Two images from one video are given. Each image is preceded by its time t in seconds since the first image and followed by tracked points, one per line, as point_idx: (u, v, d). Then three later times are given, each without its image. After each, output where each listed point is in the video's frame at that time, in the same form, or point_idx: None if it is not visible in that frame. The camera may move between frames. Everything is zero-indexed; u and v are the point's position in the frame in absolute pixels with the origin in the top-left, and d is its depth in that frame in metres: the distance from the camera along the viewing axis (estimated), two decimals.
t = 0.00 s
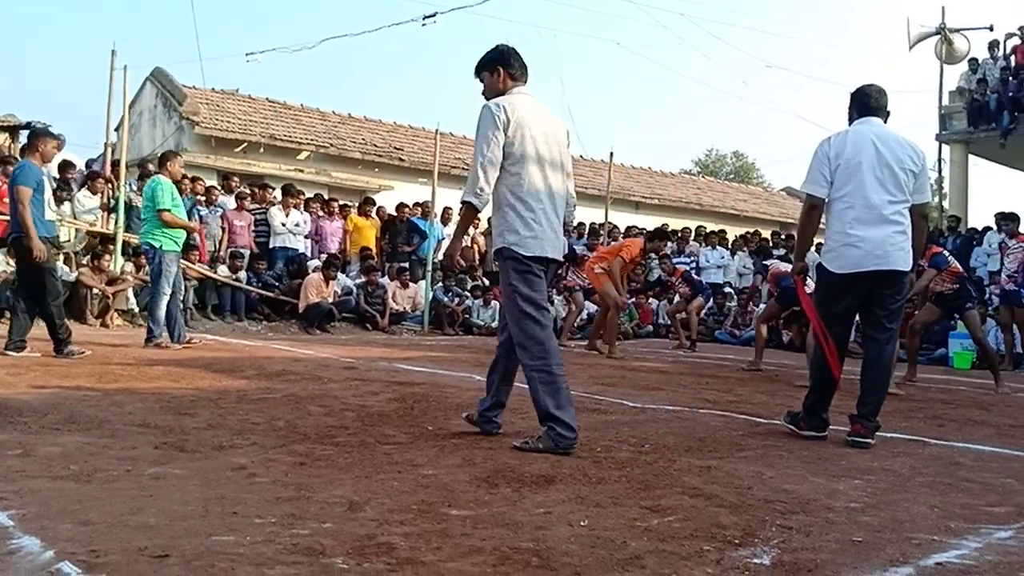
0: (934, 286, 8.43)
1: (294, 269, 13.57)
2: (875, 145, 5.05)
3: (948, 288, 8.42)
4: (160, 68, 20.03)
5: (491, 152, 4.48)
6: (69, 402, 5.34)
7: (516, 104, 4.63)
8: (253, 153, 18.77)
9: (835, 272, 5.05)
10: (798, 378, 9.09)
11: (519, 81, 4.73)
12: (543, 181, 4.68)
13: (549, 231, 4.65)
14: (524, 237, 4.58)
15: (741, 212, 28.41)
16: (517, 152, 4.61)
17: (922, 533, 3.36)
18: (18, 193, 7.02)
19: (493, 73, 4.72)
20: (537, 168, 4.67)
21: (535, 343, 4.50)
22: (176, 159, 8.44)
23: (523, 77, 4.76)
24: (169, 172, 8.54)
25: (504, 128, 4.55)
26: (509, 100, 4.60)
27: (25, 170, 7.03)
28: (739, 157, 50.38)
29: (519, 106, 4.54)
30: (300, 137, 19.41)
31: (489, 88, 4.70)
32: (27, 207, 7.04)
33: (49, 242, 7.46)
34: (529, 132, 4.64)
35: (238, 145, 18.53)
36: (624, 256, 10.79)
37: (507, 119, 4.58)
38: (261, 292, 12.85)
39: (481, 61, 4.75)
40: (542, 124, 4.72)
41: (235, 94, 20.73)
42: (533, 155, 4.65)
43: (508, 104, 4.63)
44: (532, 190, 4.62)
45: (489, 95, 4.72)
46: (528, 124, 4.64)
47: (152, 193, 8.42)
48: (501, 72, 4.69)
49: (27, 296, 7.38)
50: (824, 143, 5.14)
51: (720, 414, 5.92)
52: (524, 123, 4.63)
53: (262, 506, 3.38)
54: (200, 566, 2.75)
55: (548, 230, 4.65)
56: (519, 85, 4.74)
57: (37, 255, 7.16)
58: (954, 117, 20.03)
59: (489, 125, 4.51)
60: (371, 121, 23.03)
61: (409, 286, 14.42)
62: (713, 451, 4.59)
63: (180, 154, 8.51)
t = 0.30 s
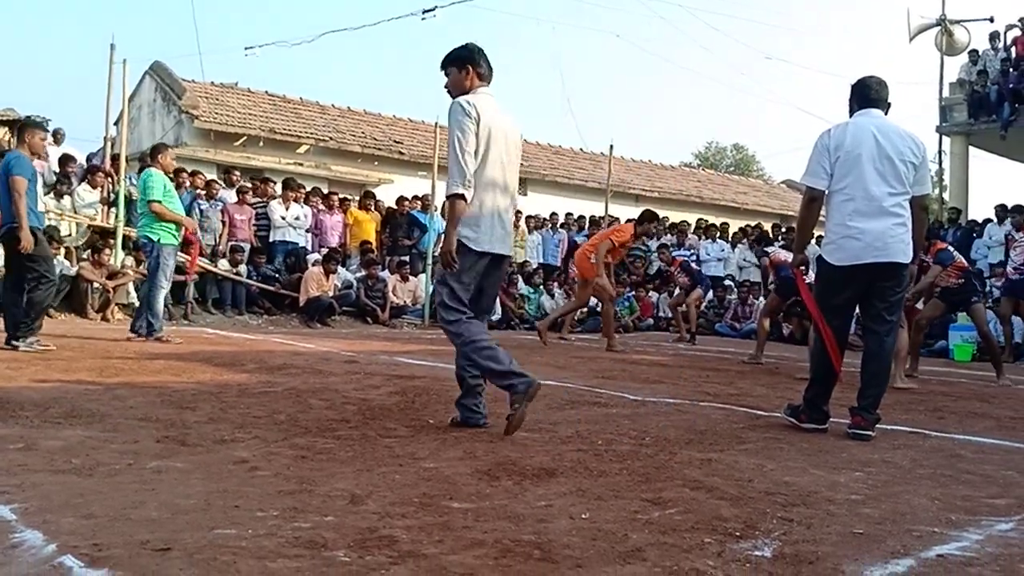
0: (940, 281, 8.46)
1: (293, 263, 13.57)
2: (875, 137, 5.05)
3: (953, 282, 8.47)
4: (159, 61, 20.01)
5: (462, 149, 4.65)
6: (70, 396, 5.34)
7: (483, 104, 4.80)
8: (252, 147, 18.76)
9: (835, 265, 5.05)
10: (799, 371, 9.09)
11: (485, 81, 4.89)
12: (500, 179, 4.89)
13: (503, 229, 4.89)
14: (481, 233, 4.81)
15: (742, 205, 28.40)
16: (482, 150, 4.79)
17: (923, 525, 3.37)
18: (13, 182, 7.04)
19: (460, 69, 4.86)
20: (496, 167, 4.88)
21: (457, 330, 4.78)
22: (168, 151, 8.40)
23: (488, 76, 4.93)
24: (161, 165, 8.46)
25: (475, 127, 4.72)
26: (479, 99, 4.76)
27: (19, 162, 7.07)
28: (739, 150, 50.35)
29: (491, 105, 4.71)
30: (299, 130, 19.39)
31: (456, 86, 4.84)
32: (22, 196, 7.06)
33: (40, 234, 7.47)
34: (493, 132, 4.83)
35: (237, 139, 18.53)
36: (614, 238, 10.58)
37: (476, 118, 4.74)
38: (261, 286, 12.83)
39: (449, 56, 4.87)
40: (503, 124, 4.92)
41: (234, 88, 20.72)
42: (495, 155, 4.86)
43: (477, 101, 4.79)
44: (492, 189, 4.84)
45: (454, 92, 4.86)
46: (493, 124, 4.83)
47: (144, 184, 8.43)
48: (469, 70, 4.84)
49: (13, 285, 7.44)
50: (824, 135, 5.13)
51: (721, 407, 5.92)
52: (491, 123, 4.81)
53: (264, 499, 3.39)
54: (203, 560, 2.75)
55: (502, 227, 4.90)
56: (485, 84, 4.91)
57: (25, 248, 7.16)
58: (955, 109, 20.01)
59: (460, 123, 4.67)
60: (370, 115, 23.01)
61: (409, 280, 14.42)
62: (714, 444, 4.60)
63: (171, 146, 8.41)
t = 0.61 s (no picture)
0: (941, 271, 8.43)
1: (292, 256, 13.56)
2: (876, 128, 5.04)
3: (954, 272, 8.46)
4: (158, 53, 19.97)
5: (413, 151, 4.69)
6: (71, 390, 5.35)
7: (435, 104, 4.83)
8: (252, 140, 18.74)
9: (836, 256, 5.05)
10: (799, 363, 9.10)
11: (437, 81, 4.91)
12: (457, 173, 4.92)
13: (461, 224, 4.94)
14: (435, 230, 4.86)
15: (743, 196, 28.41)
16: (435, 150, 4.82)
17: (925, 517, 3.37)
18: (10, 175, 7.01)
19: (413, 71, 4.88)
20: (452, 164, 4.91)
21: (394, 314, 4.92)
22: (162, 144, 8.41)
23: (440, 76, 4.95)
24: (154, 158, 8.49)
25: (425, 126, 4.75)
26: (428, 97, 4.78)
27: (13, 154, 7.02)
28: (739, 141, 50.32)
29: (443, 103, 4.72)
30: (299, 123, 19.37)
31: (409, 87, 4.86)
32: (22, 189, 7.04)
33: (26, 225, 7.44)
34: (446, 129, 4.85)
35: (236, 131, 18.51)
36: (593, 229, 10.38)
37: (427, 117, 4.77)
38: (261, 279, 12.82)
39: (401, 59, 4.90)
40: (458, 120, 4.94)
41: (233, 80, 20.68)
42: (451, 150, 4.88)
43: (428, 100, 4.82)
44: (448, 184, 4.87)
45: (408, 93, 4.89)
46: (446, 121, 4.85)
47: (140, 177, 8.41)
48: (421, 71, 4.86)
49: None
50: (825, 126, 5.12)
51: (722, 398, 5.93)
52: (444, 120, 4.83)
53: (266, 492, 3.39)
54: (205, 553, 2.75)
55: (461, 221, 4.95)
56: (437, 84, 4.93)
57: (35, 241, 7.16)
58: (956, 99, 19.98)
59: (409, 125, 4.70)
60: (370, 107, 22.99)
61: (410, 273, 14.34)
62: (715, 436, 4.60)
63: (164, 139, 8.45)
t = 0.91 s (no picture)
0: (940, 264, 8.35)
1: (291, 250, 13.53)
2: (876, 120, 5.04)
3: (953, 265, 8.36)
4: (155, 47, 19.92)
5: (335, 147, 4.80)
6: (71, 384, 5.35)
7: (365, 103, 4.94)
8: (250, 133, 18.72)
9: (836, 249, 5.05)
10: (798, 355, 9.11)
11: (374, 79, 5.06)
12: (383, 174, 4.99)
13: (384, 224, 4.99)
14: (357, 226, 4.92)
15: (743, 188, 28.40)
16: (363, 147, 4.91)
17: (924, 508, 3.38)
18: None
19: (351, 68, 5.01)
20: (382, 163, 4.98)
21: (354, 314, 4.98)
22: (158, 138, 8.31)
23: (378, 76, 5.10)
24: (150, 153, 8.41)
25: (350, 124, 4.85)
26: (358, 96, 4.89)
27: None
28: (739, 132, 50.25)
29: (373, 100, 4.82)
30: (297, 116, 19.35)
31: (346, 83, 4.99)
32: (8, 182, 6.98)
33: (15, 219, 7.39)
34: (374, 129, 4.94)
35: (235, 125, 18.49)
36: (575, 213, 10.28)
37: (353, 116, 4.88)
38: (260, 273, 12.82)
39: (341, 55, 5.03)
40: (390, 120, 5.02)
41: (232, 74, 20.64)
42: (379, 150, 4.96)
43: (358, 99, 4.93)
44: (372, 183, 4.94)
45: (344, 90, 5.02)
46: (375, 121, 4.94)
47: (135, 171, 8.39)
48: (359, 70, 5.00)
49: None
50: (825, 118, 5.12)
51: (721, 391, 5.94)
52: (371, 118, 4.92)
53: (266, 485, 3.40)
54: (206, 546, 2.76)
55: (385, 222, 4.99)
56: (374, 83, 5.07)
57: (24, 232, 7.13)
58: (956, 90, 19.92)
59: (335, 121, 4.82)
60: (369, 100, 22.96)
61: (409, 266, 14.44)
62: (715, 428, 4.61)
63: (161, 134, 8.32)
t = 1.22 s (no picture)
0: (935, 257, 8.41)
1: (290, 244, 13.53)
2: (875, 112, 5.04)
3: (948, 258, 8.42)
4: (152, 41, 19.88)
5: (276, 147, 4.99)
6: (70, 379, 5.36)
7: (309, 103, 5.11)
8: (248, 127, 18.69)
9: (835, 242, 5.06)
10: (797, 348, 9.13)
11: (318, 81, 5.22)
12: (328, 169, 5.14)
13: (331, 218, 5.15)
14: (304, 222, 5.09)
15: (742, 181, 28.40)
16: (306, 146, 5.09)
17: (922, 500, 3.39)
18: None
19: (295, 70, 5.17)
20: (327, 160, 5.14)
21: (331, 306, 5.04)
22: (157, 136, 8.40)
23: (322, 77, 5.25)
24: (149, 149, 8.45)
25: (291, 122, 5.04)
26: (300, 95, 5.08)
27: None
28: (737, 125, 50.19)
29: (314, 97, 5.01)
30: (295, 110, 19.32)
31: (290, 85, 5.16)
32: None
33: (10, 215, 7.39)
34: (316, 128, 5.12)
35: (233, 119, 18.46)
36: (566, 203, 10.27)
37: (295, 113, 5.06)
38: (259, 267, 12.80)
39: (285, 57, 5.19)
40: (334, 119, 5.20)
41: (230, 68, 20.61)
42: (322, 147, 5.12)
43: (301, 99, 5.11)
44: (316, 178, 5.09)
45: (290, 92, 5.19)
46: (318, 119, 5.12)
47: (131, 167, 8.37)
48: (303, 71, 5.15)
49: None
50: (824, 112, 5.12)
51: (720, 383, 5.96)
52: (313, 118, 5.10)
53: (266, 480, 3.41)
54: (206, 540, 2.77)
55: (331, 215, 5.13)
56: (318, 84, 5.23)
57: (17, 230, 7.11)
58: (954, 83, 19.85)
59: (277, 122, 5.00)
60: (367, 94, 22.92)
61: (407, 260, 14.42)
62: (714, 421, 4.62)
63: (158, 130, 8.44)
